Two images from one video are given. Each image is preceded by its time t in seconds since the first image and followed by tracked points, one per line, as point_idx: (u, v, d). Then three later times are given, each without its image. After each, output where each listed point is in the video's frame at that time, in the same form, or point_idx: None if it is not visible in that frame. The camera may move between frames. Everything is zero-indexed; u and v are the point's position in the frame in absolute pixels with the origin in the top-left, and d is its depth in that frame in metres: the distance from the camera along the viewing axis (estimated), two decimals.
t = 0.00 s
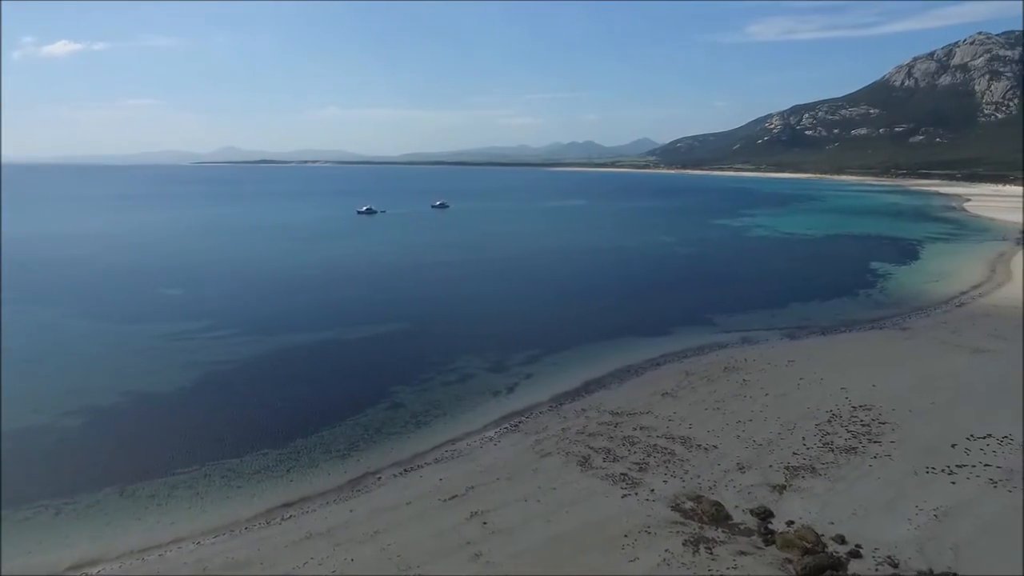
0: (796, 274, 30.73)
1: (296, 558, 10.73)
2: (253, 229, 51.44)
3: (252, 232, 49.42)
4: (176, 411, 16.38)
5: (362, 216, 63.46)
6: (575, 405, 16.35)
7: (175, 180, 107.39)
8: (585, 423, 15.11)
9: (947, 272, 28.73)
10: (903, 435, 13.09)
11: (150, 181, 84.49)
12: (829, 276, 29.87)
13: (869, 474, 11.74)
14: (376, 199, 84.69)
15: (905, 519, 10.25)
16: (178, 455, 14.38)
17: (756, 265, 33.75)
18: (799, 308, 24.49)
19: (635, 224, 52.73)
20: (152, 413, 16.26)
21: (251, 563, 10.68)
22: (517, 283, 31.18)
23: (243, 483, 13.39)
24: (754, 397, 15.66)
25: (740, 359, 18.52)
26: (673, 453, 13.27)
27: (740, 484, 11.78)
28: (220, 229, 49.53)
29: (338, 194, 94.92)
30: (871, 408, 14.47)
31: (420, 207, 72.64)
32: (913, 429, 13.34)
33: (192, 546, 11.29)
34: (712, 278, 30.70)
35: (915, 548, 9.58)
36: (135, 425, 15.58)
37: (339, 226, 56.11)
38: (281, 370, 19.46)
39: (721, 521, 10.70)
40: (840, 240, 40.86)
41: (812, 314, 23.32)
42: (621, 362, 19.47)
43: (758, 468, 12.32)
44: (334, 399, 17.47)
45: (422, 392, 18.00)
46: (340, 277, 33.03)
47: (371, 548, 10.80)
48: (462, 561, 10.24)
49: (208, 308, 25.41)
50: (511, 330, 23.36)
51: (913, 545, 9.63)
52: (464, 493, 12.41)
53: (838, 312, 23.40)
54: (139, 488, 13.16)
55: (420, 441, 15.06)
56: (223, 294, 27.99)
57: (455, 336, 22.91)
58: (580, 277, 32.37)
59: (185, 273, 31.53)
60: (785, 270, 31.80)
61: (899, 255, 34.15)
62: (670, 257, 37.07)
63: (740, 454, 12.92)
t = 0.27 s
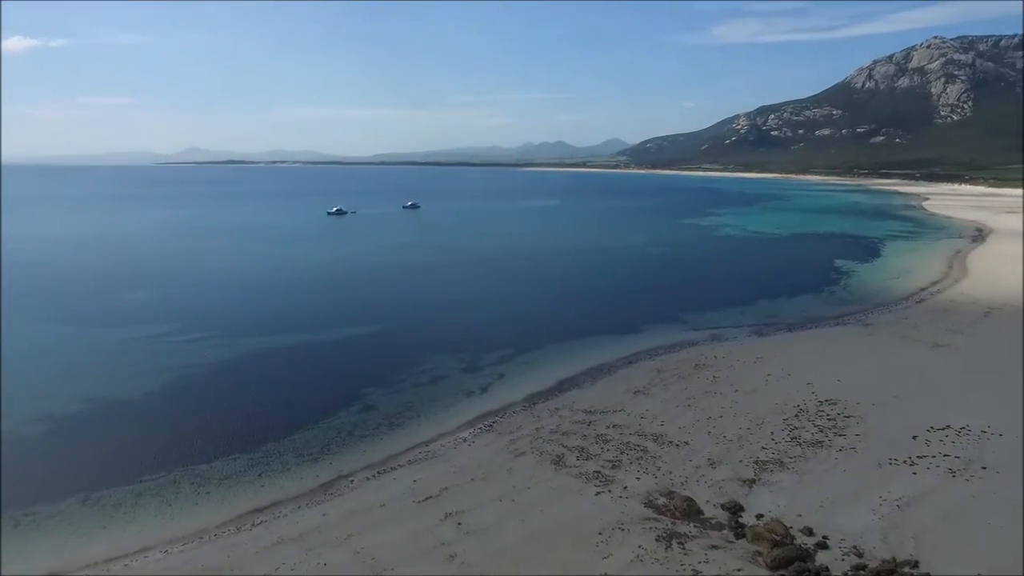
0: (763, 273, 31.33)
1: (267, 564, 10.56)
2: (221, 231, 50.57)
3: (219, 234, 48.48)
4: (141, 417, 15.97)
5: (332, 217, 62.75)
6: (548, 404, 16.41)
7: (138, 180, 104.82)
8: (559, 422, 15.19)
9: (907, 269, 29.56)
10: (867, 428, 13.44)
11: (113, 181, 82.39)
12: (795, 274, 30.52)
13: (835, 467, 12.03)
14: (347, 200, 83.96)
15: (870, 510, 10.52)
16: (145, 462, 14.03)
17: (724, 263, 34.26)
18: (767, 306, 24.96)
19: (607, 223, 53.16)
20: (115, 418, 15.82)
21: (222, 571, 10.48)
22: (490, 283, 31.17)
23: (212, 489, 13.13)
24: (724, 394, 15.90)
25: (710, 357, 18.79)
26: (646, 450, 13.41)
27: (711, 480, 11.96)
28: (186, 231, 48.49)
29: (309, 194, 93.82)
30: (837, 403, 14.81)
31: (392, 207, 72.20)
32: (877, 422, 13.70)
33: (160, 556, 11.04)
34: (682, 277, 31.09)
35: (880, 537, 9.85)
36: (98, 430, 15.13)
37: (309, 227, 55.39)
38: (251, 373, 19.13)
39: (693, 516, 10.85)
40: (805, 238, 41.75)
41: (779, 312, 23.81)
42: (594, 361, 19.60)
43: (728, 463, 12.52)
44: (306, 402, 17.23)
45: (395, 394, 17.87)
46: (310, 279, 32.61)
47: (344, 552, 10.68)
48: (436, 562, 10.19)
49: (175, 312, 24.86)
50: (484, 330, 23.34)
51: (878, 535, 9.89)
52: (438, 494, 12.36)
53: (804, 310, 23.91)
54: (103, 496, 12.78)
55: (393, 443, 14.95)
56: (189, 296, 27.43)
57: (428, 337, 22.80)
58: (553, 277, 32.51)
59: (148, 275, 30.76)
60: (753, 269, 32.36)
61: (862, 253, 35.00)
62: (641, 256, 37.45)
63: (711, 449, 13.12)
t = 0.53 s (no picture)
0: (730, 271, 31.79)
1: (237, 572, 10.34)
2: (185, 233, 49.43)
3: (183, 236, 47.39)
4: (101, 425, 15.49)
5: (300, 218, 61.86)
6: (520, 404, 16.43)
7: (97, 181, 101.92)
8: (531, 421, 15.22)
9: (868, 266, 30.36)
10: (831, 422, 13.77)
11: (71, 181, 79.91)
12: (761, 272, 31.08)
13: (801, 460, 12.30)
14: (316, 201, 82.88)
15: (834, 501, 10.77)
16: (107, 470, 13.61)
17: (694, 262, 34.73)
18: (735, 303, 25.37)
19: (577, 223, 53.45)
20: (74, 425, 15.30)
21: None
22: (461, 284, 31.06)
23: (179, 497, 12.81)
24: (693, 391, 16.11)
25: (680, 354, 19.04)
26: (617, 447, 13.52)
27: (682, 475, 12.11)
28: (147, 233, 47.28)
29: (276, 195, 92.38)
30: (802, 398, 15.14)
31: (361, 208, 71.48)
32: (840, 415, 14.06)
33: (125, 567, 10.74)
34: (652, 275, 31.42)
35: (845, 528, 10.08)
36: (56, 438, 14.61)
37: (276, 228, 54.55)
38: (217, 378, 18.73)
39: (664, 512, 10.97)
40: (771, 237, 42.58)
41: (746, 309, 24.22)
42: (565, 360, 19.67)
43: (697, 459, 12.70)
44: (274, 407, 16.94)
45: (366, 397, 17.67)
46: (277, 281, 32.09)
47: (315, 558, 10.52)
48: (409, 565, 10.12)
49: (136, 315, 24.24)
50: (456, 331, 23.24)
51: (843, 526, 10.12)
52: (411, 496, 12.27)
53: (770, 307, 24.37)
54: (62, 507, 12.33)
55: (364, 446, 14.80)
56: (151, 300, 26.76)
57: (399, 338, 22.60)
58: (524, 276, 32.56)
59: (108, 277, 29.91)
60: (721, 267, 32.88)
61: (825, 250, 35.81)
62: (612, 256, 37.74)
63: (681, 446, 13.28)
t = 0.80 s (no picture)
0: (696, 269, 32.33)
1: None
2: (145, 234, 48.09)
3: (142, 237, 46.04)
4: (58, 432, 14.95)
5: (265, 219, 60.71)
6: (492, 403, 16.42)
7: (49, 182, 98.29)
8: (503, 420, 15.21)
9: (830, 263, 31.15)
10: (795, 416, 14.09)
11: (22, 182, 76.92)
12: (725, 269, 31.67)
13: (767, 454, 12.55)
14: (281, 201, 81.51)
15: (799, 493, 11.02)
16: (65, 479, 13.14)
17: (662, 260, 35.17)
18: (701, 300, 25.82)
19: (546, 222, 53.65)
20: (28, 433, 14.73)
21: None
22: (431, 284, 30.89)
23: (142, 505, 12.45)
24: (662, 388, 16.31)
25: (648, 351, 19.27)
26: (588, 445, 13.60)
27: (652, 471, 12.24)
28: (104, 234, 45.78)
29: (240, 196, 90.55)
30: (767, 393, 15.45)
31: (328, 208, 70.54)
32: (804, 409, 14.38)
33: None
34: (621, 274, 31.71)
35: (810, 519, 10.32)
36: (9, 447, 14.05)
37: (240, 230, 53.43)
38: (180, 383, 18.26)
39: (635, 508, 11.08)
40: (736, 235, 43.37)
41: (712, 306, 24.67)
42: (536, 359, 19.74)
43: (667, 455, 12.85)
44: (240, 411, 16.59)
45: (335, 399, 17.44)
46: (242, 283, 31.44)
47: (285, 563, 10.33)
48: (381, 567, 10.00)
49: (93, 319, 23.46)
50: (426, 331, 23.09)
51: (807, 517, 10.36)
52: (382, 498, 12.15)
53: (735, 303, 24.87)
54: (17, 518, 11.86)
55: (334, 449, 14.59)
56: (109, 303, 25.92)
57: (369, 339, 22.38)
58: (494, 276, 32.57)
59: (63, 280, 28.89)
60: (688, 265, 33.38)
61: (787, 248, 36.67)
62: (581, 255, 37.96)
63: (651, 442, 13.43)
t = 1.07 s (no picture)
0: (667, 267, 32.69)
1: None
2: (107, 236, 46.80)
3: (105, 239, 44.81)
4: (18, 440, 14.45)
5: (233, 220, 59.58)
6: (466, 403, 16.38)
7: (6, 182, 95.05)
8: (478, 420, 15.19)
9: (797, 260, 31.81)
10: (766, 411, 14.33)
11: None
12: (696, 267, 32.09)
13: (739, 449, 12.75)
14: (250, 202, 80.12)
15: (770, 487, 11.22)
16: (26, 488, 12.72)
17: (634, 259, 35.50)
18: (673, 298, 26.12)
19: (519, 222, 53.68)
20: None
21: None
22: (404, 284, 30.69)
23: (109, 514, 12.12)
24: (636, 385, 16.45)
25: (622, 349, 19.42)
26: (563, 443, 13.66)
27: (626, 469, 12.34)
28: (64, 236, 44.42)
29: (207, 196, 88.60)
30: (738, 388, 15.70)
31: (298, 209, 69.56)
32: (774, 404, 14.65)
33: None
34: (594, 273, 31.92)
35: (780, 511, 10.52)
36: None
37: (207, 231, 52.38)
38: (147, 388, 17.82)
39: (610, 505, 11.16)
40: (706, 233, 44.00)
41: (684, 304, 24.97)
42: (510, 358, 19.75)
43: (641, 452, 12.97)
44: (210, 415, 16.26)
45: (308, 401, 17.21)
46: (210, 285, 30.81)
47: (258, 568, 10.16)
48: (357, 571, 9.90)
49: (54, 323, 22.75)
50: (400, 332, 22.90)
51: (778, 509, 10.56)
52: (357, 501, 12.03)
53: (706, 301, 25.22)
54: None
55: (307, 452, 14.40)
56: (71, 306, 25.16)
57: (341, 341, 22.13)
58: (468, 276, 32.48)
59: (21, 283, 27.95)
60: (660, 263, 33.75)
61: (756, 246, 37.30)
62: (554, 254, 38.09)
63: (625, 440, 13.54)
